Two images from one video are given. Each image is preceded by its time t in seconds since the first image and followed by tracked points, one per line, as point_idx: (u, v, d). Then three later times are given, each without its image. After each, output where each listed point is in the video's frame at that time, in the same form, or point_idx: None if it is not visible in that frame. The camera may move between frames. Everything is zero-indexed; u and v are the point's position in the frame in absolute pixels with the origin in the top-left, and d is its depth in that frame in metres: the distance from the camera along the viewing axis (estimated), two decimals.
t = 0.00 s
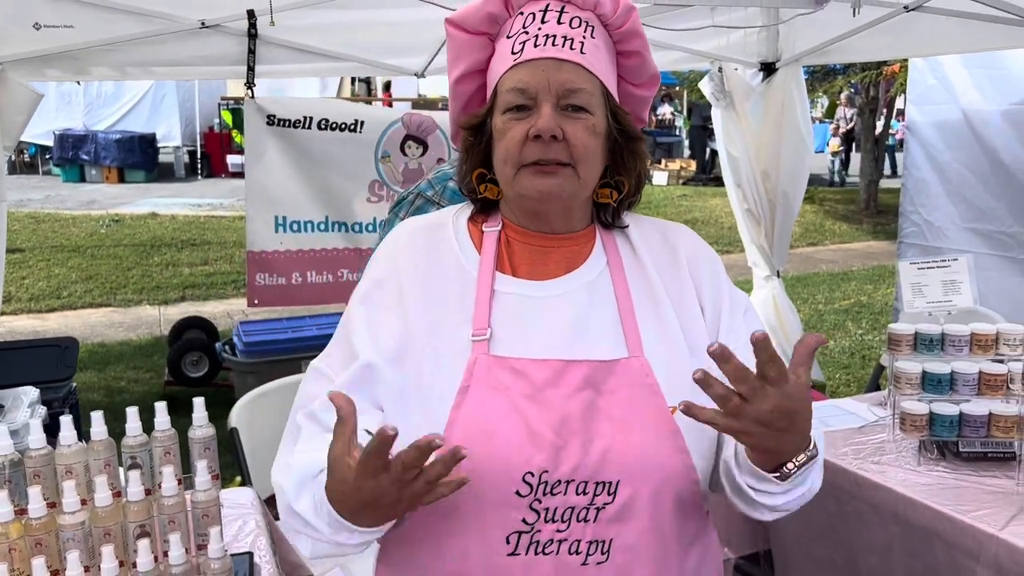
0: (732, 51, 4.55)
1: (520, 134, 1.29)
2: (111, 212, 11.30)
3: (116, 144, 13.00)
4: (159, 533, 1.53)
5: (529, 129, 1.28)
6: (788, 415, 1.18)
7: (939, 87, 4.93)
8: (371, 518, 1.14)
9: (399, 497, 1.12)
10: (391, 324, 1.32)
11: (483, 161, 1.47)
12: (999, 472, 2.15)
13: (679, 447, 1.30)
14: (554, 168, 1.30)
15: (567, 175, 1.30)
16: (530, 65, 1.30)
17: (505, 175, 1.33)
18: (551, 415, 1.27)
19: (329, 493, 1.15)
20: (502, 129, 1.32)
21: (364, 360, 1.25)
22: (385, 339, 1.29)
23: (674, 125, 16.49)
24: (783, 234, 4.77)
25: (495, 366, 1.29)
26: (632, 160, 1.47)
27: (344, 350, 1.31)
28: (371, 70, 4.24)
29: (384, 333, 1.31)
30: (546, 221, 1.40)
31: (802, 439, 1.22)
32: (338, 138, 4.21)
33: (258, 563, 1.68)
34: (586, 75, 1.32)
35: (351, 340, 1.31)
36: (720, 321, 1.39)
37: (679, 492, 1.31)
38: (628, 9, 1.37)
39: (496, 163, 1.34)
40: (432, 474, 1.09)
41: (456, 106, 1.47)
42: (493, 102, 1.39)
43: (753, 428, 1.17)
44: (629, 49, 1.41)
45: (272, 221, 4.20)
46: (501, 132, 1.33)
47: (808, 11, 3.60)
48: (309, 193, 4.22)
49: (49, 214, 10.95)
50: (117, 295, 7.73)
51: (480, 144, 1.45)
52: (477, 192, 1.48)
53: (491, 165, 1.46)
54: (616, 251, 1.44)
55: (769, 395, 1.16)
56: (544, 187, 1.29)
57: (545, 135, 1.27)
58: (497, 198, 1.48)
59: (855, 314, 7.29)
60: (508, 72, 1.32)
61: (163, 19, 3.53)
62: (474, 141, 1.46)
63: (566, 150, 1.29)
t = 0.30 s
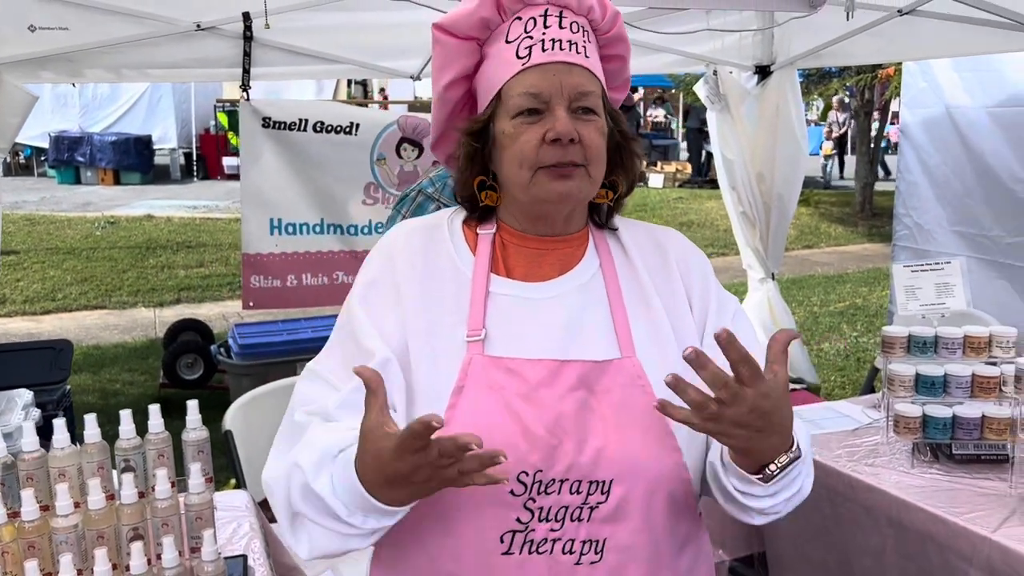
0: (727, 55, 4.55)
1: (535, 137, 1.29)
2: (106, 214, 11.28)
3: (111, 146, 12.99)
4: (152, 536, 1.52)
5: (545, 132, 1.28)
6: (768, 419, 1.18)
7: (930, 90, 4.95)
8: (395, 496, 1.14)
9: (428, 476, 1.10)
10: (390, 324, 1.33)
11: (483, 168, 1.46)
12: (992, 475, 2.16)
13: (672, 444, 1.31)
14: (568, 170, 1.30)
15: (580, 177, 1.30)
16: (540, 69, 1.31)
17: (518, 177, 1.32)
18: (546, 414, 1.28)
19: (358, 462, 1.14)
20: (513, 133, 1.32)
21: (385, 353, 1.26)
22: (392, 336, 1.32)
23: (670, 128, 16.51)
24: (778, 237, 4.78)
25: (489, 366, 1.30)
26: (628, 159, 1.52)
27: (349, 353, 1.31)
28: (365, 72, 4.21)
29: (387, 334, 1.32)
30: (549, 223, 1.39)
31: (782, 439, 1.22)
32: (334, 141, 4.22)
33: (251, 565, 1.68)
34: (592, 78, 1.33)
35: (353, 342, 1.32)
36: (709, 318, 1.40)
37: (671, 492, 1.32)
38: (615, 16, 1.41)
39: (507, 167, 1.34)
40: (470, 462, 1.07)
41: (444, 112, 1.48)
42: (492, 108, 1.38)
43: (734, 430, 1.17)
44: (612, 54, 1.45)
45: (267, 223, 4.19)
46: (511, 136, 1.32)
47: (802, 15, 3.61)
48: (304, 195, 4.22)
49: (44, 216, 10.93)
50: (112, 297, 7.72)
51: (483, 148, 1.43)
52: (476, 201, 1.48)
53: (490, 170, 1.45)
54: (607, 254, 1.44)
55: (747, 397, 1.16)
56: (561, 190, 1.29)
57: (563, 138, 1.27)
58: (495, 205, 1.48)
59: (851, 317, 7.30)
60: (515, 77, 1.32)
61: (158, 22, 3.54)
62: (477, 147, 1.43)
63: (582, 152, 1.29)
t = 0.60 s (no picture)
0: (724, 57, 4.57)
1: (532, 143, 1.30)
2: (105, 216, 11.28)
3: (110, 148, 13.00)
4: (148, 538, 1.52)
5: (542, 138, 1.29)
6: None
7: (925, 92, 4.96)
8: None
9: None
10: (389, 330, 1.32)
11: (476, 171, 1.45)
12: (988, 477, 2.16)
13: (666, 449, 1.33)
14: (562, 176, 1.31)
15: (574, 184, 1.32)
16: (531, 75, 1.32)
17: (512, 183, 1.33)
18: (543, 422, 1.28)
19: None
20: (507, 138, 1.32)
21: (392, 367, 1.27)
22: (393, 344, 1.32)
23: (668, 130, 16.52)
24: (776, 239, 4.78)
25: (485, 374, 1.30)
26: (611, 162, 1.50)
27: (348, 360, 1.31)
28: (362, 74, 4.21)
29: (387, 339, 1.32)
30: (541, 228, 1.39)
31: None
32: (332, 143, 4.22)
33: (248, 567, 1.68)
34: (583, 83, 1.35)
35: (348, 352, 1.32)
36: (696, 316, 1.44)
37: (664, 496, 1.35)
38: (603, 20, 1.42)
39: (501, 174, 1.34)
40: None
41: (432, 116, 1.48)
42: (483, 112, 1.38)
43: None
44: (600, 57, 1.46)
45: (266, 225, 4.21)
46: (505, 141, 1.33)
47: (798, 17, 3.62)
48: (302, 197, 4.22)
49: (43, 218, 10.93)
50: (111, 299, 7.72)
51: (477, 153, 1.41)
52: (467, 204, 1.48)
53: (482, 174, 1.45)
54: (598, 259, 1.46)
55: None
56: (556, 197, 1.31)
57: (558, 143, 1.29)
58: (485, 209, 1.48)
59: (849, 319, 7.31)
60: (508, 82, 1.33)
61: (156, 24, 3.54)
62: (471, 151, 1.41)
63: (575, 159, 1.31)
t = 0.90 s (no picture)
0: (725, 59, 4.62)
1: (510, 144, 1.31)
2: (106, 219, 11.29)
3: (111, 150, 13.02)
4: (149, 540, 1.52)
5: (521, 139, 1.30)
6: None
7: (923, 94, 4.96)
8: None
9: None
10: (379, 337, 1.33)
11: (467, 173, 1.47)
12: (989, 479, 2.16)
13: (664, 453, 1.33)
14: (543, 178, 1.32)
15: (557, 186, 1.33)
16: (518, 77, 1.32)
17: (495, 185, 1.34)
18: (542, 427, 1.28)
19: None
20: (490, 140, 1.34)
21: (370, 380, 1.28)
22: (381, 352, 1.32)
23: (669, 131, 16.54)
24: (776, 241, 4.78)
25: (484, 380, 1.30)
26: (610, 169, 1.50)
27: (339, 368, 1.33)
28: (362, 77, 4.21)
29: (378, 347, 1.32)
30: (531, 233, 1.41)
31: None
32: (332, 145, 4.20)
33: (248, 570, 1.68)
34: (573, 86, 1.34)
35: (343, 359, 1.33)
36: (697, 322, 1.44)
37: (663, 500, 1.35)
38: (606, 22, 1.41)
39: (486, 175, 1.36)
40: None
41: (433, 118, 1.49)
42: (474, 114, 1.40)
43: None
44: (605, 61, 1.45)
45: (266, 228, 4.21)
46: (488, 142, 1.34)
47: (799, 20, 3.62)
48: (302, 200, 4.22)
49: (44, 221, 10.94)
50: (112, 302, 7.72)
51: (466, 154, 1.44)
52: (460, 205, 1.49)
53: (475, 177, 1.46)
54: (596, 261, 1.46)
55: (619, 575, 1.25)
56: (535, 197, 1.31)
57: (537, 145, 1.29)
58: (479, 210, 1.49)
59: (850, 321, 7.31)
60: (494, 84, 1.34)
61: (156, 27, 3.54)
62: (460, 153, 1.44)
63: (557, 160, 1.31)
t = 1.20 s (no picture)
0: (728, 60, 4.61)
1: (502, 143, 1.31)
2: (109, 221, 11.30)
3: (115, 152, 13.06)
4: (152, 543, 1.52)
5: (512, 137, 1.30)
6: None
7: (924, 95, 4.96)
8: None
9: None
10: (378, 341, 1.33)
11: (466, 174, 1.49)
12: (993, 481, 2.15)
13: (665, 457, 1.32)
14: (536, 175, 1.32)
15: (550, 185, 1.32)
16: (512, 76, 1.33)
17: (490, 183, 1.34)
18: (541, 432, 1.28)
19: None
20: (485, 139, 1.35)
21: (368, 383, 1.28)
22: (379, 355, 1.32)
23: (671, 133, 16.55)
24: (779, 242, 4.78)
25: (483, 383, 1.30)
26: (612, 168, 1.48)
27: (336, 372, 1.34)
28: (364, 79, 4.21)
29: (376, 350, 1.32)
30: (528, 233, 1.41)
31: None
32: (334, 147, 4.20)
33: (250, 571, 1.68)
34: (566, 84, 1.34)
35: (341, 361, 1.34)
36: (699, 325, 1.44)
37: (663, 505, 1.34)
38: (605, 23, 1.40)
39: (481, 175, 1.36)
40: None
41: (438, 121, 1.50)
42: (473, 116, 1.41)
43: None
44: (606, 62, 1.45)
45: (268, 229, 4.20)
46: (483, 142, 1.35)
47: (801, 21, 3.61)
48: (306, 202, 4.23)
49: (47, 223, 10.95)
50: (115, 303, 7.74)
51: (465, 155, 1.47)
52: (460, 206, 1.50)
53: (474, 177, 1.48)
54: (599, 264, 1.46)
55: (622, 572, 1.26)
56: (526, 194, 1.31)
57: (527, 143, 1.30)
58: (480, 211, 1.50)
59: (852, 323, 7.30)
60: (488, 83, 1.34)
61: (158, 29, 3.55)
62: (458, 153, 1.47)
63: (549, 158, 1.31)
